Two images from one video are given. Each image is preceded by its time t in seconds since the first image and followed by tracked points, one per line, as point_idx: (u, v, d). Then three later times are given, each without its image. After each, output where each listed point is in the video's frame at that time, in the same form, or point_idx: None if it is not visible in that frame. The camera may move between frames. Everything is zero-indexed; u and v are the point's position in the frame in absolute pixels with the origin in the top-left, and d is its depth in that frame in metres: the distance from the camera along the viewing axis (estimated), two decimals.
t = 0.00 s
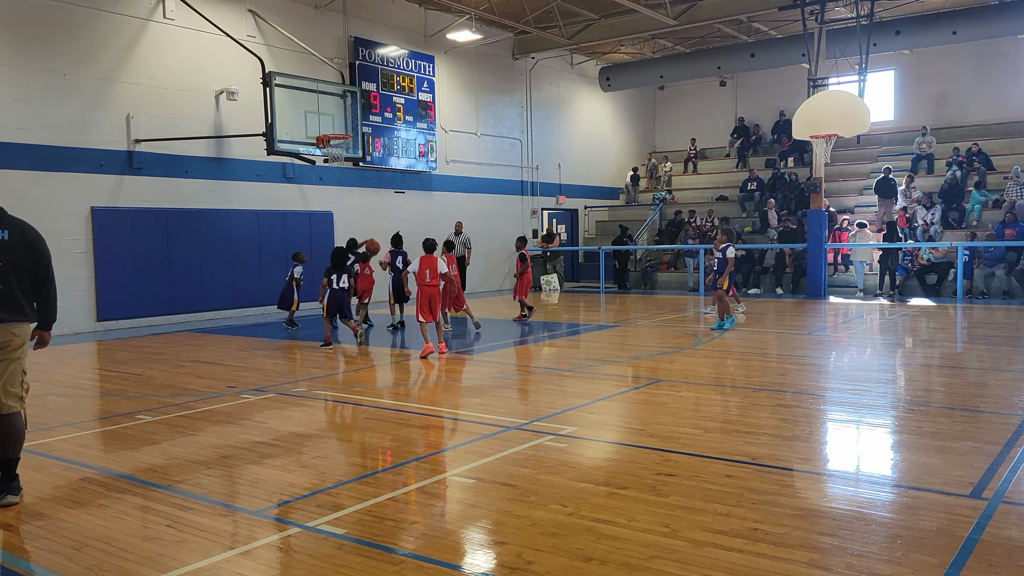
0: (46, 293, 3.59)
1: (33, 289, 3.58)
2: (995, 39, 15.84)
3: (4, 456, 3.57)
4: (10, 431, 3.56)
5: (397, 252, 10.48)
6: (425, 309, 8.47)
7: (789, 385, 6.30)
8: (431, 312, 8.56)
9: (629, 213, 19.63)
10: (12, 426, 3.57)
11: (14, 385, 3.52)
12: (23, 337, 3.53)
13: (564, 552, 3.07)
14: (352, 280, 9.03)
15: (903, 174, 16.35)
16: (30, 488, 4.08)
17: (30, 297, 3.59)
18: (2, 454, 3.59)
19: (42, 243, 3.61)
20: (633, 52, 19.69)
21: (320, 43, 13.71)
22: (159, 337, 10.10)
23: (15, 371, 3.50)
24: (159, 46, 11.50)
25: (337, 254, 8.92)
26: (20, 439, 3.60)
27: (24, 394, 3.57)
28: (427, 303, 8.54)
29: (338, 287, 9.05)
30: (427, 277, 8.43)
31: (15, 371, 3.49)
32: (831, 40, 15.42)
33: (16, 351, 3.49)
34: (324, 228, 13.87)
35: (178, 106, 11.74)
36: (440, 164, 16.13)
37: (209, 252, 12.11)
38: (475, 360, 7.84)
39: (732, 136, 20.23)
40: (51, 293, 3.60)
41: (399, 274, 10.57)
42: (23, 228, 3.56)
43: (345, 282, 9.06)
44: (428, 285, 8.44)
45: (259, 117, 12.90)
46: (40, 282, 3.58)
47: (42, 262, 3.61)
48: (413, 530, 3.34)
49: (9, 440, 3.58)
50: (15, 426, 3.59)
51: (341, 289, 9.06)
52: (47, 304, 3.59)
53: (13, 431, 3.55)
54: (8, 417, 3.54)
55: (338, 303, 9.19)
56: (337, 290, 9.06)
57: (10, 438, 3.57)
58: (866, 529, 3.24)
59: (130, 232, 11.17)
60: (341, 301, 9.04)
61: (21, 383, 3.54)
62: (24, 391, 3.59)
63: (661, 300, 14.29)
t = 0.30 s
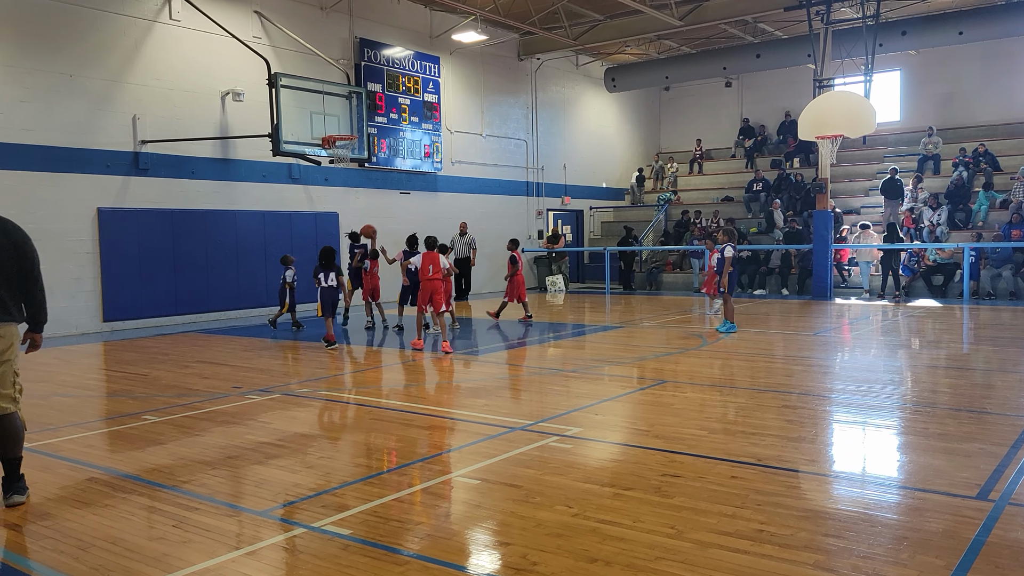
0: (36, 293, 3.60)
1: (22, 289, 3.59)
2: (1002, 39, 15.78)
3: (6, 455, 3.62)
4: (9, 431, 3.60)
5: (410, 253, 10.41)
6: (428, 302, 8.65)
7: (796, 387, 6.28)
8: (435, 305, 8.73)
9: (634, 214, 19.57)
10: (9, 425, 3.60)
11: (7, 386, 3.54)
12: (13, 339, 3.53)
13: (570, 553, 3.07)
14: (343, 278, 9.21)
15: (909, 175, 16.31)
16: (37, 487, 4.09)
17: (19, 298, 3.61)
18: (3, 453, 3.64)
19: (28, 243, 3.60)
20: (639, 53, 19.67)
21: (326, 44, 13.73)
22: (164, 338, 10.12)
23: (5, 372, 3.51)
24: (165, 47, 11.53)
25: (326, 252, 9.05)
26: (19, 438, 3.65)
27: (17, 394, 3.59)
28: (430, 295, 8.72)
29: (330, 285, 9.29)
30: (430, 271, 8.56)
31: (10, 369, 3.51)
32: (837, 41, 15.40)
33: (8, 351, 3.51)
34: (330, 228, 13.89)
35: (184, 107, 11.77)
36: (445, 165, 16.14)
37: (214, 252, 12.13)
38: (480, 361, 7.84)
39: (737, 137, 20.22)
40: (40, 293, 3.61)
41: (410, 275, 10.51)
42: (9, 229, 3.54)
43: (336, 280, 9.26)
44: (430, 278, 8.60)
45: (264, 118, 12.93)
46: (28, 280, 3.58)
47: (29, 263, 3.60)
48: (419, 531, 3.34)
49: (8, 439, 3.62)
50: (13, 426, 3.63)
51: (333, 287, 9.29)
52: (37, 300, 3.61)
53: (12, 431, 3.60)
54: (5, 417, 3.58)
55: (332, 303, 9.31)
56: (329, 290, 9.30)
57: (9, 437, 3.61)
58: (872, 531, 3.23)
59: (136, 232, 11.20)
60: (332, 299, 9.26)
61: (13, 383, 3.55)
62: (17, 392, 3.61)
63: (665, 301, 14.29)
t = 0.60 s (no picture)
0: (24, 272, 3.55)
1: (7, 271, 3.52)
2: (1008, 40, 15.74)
3: (10, 455, 3.70)
4: (10, 432, 3.68)
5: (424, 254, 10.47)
6: (421, 307, 9.04)
7: (802, 388, 6.27)
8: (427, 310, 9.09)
9: (640, 215, 19.69)
10: (10, 426, 3.67)
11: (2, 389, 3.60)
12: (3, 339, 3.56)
13: (575, 554, 3.07)
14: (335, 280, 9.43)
15: (915, 176, 16.27)
16: (44, 487, 4.11)
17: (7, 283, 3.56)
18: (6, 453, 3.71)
19: (4, 223, 3.52)
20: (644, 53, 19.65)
21: (332, 45, 13.74)
22: (170, 338, 10.15)
23: None
24: (171, 48, 11.56)
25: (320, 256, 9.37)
26: (21, 437, 3.73)
27: (12, 395, 3.64)
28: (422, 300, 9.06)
29: (323, 288, 9.50)
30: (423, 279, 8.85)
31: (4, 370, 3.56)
32: (843, 41, 15.37)
33: None
34: (335, 229, 13.91)
35: (190, 108, 11.79)
36: (450, 166, 16.15)
37: (220, 253, 12.16)
38: (485, 361, 7.85)
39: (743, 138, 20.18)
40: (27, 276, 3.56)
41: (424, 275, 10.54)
42: None
43: (329, 283, 9.50)
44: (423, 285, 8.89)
45: (270, 119, 12.95)
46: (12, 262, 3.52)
47: (12, 243, 3.53)
48: (424, 531, 3.34)
49: (10, 440, 3.69)
50: (14, 425, 3.71)
51: (327, 289, 9.51)
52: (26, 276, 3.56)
53: (12, 432, 3.67)
54: (4, 418, 3.65)
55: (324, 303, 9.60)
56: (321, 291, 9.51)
57: (11, 437, 3.68)
58: (879, 533, 3.22)
59: (142, 232, 11.23)
60: (327, 301, 9.51)
61: (7, 386, 3.61)
62: (13, 393, 3.66)
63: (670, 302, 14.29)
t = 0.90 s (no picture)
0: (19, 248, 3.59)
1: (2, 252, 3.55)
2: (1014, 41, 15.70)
3: (13, 454, 3.73)
4: (13, 431, 3.71)
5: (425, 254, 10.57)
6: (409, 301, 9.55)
7: (808, 389, 6.25)
8: (418, 304, 9.81)
9: (644, 216, 19.62)
10: (13, 426, 3.70)
11: (4, 390, 3.62)
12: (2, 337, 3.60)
13: (580, 556, 3.07)
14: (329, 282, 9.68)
15: (921, 177, 16.23)
16: (51, 487, 4.12)
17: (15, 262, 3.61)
18: (10, 452, 3.74)
19: None
20: (649, 54, 19.63)
21: (337, 46, 13.77)
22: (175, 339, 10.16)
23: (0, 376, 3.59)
24: (177, 49, 11.60)
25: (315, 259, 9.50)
26: (23, 435, 3.76)
27: (14, 396, 3.66)
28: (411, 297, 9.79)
29: (318, 289, 9.72)
30: (410, 273, 9.64)
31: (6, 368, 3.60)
32: (848, 42, 15.34)
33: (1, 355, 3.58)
34: (340, 229, 13.93)
35: (196, 110, 11.83)
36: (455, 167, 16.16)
37: (226, 253, 12.19)
38: (490, 362, 7.85)
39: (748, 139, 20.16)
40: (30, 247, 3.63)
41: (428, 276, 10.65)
42: None
43: (324, 284, 9.73)
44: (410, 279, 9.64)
45: (276, 120, 12.98)
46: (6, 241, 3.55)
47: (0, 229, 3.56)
48: (429, 532, 3.34)
49: (13, 439, 3.72)
50: (17, 425, 3.74)
51: (321, 290, 9.72)
52: (23, 247, 3.60)
53: (15, 432, 3.70)
54: (7, 418, 3.67)
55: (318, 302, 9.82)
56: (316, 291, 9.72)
57: (14, 437, 3.72)
58: (884, 535, 3.22)
59: (148, 233, 11.26)
60: (321, 302, 9.72)
61: (10, 387, 3.63)
62: (16, 394, 3.68)
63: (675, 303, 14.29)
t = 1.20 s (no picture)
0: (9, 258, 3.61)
1: None
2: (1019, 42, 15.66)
3: (16, 453, 3.75)
4: (16, 431, 3.73)
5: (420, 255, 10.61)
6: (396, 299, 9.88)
7: (813, 391, 6.24)
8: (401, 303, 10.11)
9: (649, 216, 19.70)
10: (15, 425, 3.72)
11: (6, 390, 3.63)
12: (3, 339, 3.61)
13: (585, 557, 3.07)
14: (330, 278, 9.74)
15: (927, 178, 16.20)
16: (57, 487, 4.14)
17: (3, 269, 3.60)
18: (13, 452, 3.75)
19: None
20: (653, 55, 19.62)
21: (342, 47, 13.79)
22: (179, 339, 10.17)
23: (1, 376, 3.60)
24: (183, 51, 11.63)
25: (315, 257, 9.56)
26: (26, 434, 3.78)
27: (17, 396, 3.67)
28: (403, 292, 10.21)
29: (319, 285, 9.77)
30: (399, 273, 9.90)
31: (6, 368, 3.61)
32: (854, 43, 15.30)
33: (1, 356, 3.59)
34: (345, 230, 13.94)
35: (201, 111, 11.86)
36: (460, 168, 16.17)
37: (231, 254, 12.21)
38: (494, 363, 7.85)
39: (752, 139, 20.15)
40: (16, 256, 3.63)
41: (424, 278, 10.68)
42: None
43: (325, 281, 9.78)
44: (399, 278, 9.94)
45: (280, 121, 13.01)
46: None
47: None
48: (434, 533, 3.35)
49: (16, 439, 3.73)
50: (20, 424, 3.75)
51: (323, 287, 9.77)
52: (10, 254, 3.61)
53: (18, 432, 3.72)
54: (10, 419, 3.68)
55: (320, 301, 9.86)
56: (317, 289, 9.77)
57: (17, 436, 3.73)
58: (890, 536, 3.21)
59: (154, 234, 11.29)
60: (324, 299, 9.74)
61: (12, 388, 3.64)
62: (19, 394, 3.69)
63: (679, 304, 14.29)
